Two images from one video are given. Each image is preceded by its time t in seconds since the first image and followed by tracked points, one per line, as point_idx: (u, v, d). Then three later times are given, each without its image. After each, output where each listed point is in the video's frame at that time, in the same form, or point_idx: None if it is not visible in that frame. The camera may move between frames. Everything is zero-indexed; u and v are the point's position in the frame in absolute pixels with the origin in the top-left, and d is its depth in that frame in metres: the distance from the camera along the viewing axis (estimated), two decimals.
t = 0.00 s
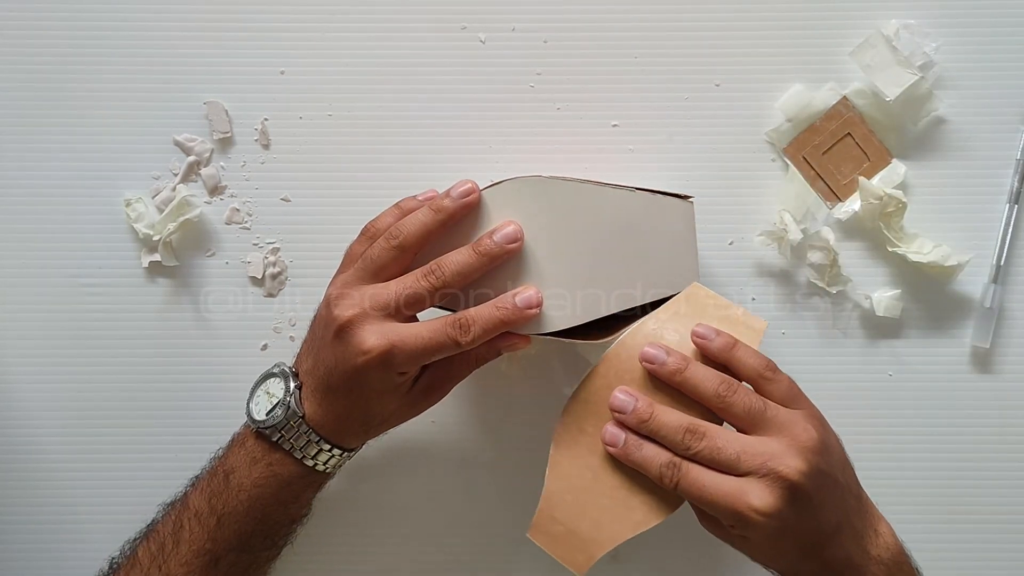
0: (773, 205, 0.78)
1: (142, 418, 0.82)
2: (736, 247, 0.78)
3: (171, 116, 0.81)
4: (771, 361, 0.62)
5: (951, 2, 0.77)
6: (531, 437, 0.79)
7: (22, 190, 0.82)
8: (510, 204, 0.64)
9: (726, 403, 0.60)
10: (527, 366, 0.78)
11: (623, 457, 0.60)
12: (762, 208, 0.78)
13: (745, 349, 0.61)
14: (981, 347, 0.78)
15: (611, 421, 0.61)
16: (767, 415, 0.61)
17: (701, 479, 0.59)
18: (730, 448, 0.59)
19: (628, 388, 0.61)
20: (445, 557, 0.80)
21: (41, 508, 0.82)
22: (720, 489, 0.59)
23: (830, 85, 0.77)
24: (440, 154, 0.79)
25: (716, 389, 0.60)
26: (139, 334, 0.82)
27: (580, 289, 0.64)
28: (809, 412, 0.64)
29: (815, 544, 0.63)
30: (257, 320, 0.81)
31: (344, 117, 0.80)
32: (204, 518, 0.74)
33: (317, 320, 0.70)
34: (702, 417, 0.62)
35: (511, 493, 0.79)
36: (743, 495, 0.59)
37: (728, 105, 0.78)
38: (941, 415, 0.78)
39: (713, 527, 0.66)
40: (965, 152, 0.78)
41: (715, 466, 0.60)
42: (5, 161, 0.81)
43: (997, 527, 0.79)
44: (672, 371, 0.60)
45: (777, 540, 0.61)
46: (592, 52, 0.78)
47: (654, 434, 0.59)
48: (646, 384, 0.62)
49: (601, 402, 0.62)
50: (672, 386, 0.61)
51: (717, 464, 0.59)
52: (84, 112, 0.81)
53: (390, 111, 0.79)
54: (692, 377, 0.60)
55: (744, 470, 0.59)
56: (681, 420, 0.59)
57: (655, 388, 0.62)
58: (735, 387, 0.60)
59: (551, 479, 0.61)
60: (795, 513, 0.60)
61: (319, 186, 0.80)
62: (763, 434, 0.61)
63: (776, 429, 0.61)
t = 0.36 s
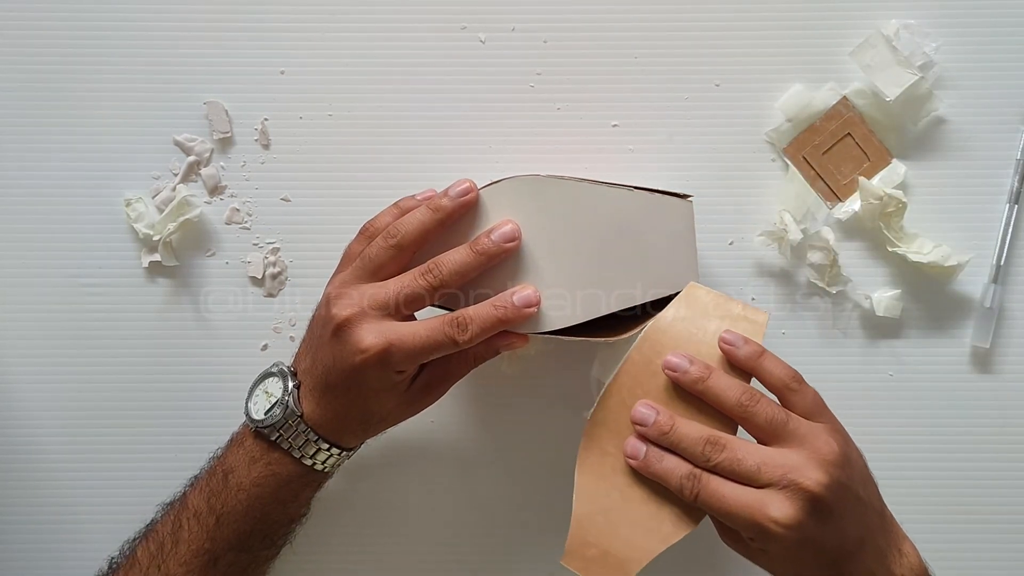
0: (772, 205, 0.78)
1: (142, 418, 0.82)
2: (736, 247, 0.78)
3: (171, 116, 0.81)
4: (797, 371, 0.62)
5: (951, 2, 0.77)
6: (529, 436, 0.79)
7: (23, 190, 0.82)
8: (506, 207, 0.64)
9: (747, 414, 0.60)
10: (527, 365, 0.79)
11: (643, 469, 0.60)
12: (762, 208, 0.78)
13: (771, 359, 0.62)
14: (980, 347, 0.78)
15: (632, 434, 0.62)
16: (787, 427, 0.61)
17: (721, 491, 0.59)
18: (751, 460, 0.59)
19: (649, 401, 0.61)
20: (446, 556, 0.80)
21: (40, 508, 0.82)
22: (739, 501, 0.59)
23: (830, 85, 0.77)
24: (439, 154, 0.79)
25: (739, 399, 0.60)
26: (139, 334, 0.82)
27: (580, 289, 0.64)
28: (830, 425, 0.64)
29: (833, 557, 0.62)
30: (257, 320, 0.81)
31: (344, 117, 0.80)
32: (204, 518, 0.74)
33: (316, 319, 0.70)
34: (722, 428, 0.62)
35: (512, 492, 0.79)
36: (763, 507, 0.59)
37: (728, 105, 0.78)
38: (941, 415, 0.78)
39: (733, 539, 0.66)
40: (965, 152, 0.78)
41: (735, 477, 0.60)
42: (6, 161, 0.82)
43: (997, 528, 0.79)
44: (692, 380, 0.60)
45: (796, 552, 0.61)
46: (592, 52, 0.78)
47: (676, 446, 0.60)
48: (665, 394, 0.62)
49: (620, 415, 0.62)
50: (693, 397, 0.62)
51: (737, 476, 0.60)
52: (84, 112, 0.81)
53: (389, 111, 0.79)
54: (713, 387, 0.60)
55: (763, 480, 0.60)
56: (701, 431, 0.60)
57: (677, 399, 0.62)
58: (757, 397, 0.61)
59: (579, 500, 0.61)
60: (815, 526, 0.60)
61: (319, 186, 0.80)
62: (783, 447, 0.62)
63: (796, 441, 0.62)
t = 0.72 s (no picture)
0: (773, 205, 0.78)
1: (142, 418, 0.82)
2: (736, 247, 0.78)
3: (171, 116, 0.81)
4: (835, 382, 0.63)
5: (951, 2, 0.77)
6: (529, 434, 0.79)
7: (23, 190, 0.82)
8: (502, 210, 0.64)
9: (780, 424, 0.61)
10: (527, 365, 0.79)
11: (673, 480, 0.61)
12: (762, 208, 0.78)
13: (810, 371, 0.63)
14: (980, 347, 0.78)
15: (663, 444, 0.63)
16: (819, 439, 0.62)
17: (752, 501, 0.59)
18: (782, 470, 0.60)
19: (679, 411, 0.63)
20: (447, 556, 0.80)
21: (40, 508, 0.82)
22: (770, 510, 0.59)
23: (830, 85, 0.77)
24: (439, 154, 0.79)
25: (771, 409, 0.61)
26: (139, 334, 0.82)
27: (580, 289, 0.64)
28: (862, 441, 0.64)
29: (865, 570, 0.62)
30: (257, 320, 0.81)
31: (344, 117, 0.80)
32: (205, 518, 0.74)
33: (316, 319, 0.70)
34: (753, 439, 0.63)
35: (513, 492, 0.79)
36: (794, 518, 0.59)
37: (728, 105, 0.78)
38: (941, 415, 0.78)
39: (764, 552, 0.67)
40: (965, 152, 0.78)
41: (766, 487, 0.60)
42: (6, 161, 0.82)
43: (996, 528, 0.79)
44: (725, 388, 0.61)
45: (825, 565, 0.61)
46: (591, 52, 0.78)
47: (706, 457, 0.61)
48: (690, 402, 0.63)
49: (648, 425, 0.63)
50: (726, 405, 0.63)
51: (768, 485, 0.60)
52: (83, 113, 0.81)
53: (389, 111, 0.79)
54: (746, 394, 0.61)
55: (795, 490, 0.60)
56: (731, 441, 0.61)
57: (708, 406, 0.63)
58: (790, 408, 0.61)
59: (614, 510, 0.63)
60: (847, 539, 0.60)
61: (318, 185, 0.80)
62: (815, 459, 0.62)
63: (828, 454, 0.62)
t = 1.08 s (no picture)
0: (772, 205, 0.78)
1: (142, 418, 0.82)
2: (736, 247, 0.78)
3: (171, 116, 0.81)
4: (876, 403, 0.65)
5: (951, 2, 0.77)
6: (529, 435, 0.79)
7: (24, 190, 0.82)
8: (499, 212, 0.64)
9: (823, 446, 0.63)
10: (527, 365, 0.79)
11: (714, 501, 0.63)
12: (762, 208, 0.78)
13: (850, 397, 0.65)
14: (980, 347, 0.78)
15: (703, 467, 0.64)
16: (864, 463, 0.63)
17: (797, 522, 0.61)
18: (827, 492, 0.61)
19: (719, 432, 0.64)
20: (447, 555, 0.80)
21: (40, 508, 0.82)
22: (816, 532, 0.61)
23: (830, 85, 0.77)
24: (439, 154, 0.79)
25: (816, 430, 0.62)
26: (140, 334, 0.82)
27: (580, 288, 0.64)
28: (903, 467, 0.66)
29: None
30: (257, 320, 0.81)
31: (344, 116, 0.80)
32: (204, 517, 0.74)
33: (315, 318, 0.70)
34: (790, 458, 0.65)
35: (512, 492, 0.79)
36: (840, 538, 0.60)
37: (728, 105, 0.78)
38: (941, 415, 0.78)
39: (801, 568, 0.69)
40: (965, 152, 0.78)
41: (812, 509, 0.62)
42: (6, 161, 0.82)
43: (997, 528, 0.79)
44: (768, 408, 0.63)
45: None
46: (591, 52, 0.78)
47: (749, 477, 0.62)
48: (724, 423, 0.65)
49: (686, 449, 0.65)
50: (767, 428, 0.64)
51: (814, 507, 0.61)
52: (84, 113, 0.81)
53: (389, 111, 0.79)
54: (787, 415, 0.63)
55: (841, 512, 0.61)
56: (774, 462, 0.62)
57: (745, 426, 0.65)
58: (835, 430, 0.63)
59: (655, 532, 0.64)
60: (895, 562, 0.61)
61: (318, 185, 0.80)
62: (860, 480, 0.63)
63: (873, 477, 0.64)
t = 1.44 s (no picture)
0: (773, 205, 0.78)
1: (142, 418, 0.82)
2: (736, 247, 0.78)
3: (170, 116, 0.81)
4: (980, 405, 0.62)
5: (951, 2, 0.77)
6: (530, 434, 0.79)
7: (23, 190, 0.82)
8: (500, 214, 0.65)
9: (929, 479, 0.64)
10: (527, 365, 0.79)
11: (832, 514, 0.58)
12: (762, 208, 0.78)
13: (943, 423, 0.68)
14: (980, 347, 0.78)
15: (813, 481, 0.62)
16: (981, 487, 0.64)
17: None
18: None
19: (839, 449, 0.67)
20: (447, 556, 0.80)
21: (41, 509, 0.82)
22: None
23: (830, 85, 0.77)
24: (439, 154, 0.79)
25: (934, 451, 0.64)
26: (140, 334, 0.82)
27: (579, 288, 0.64)
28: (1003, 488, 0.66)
29: None
30: (257, 320, 0.81)
31: (344, 116, 0.80)
32: (205, 517, 0.74)
33: (317, 319, 0.70)
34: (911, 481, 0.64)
35: (513, 492, 0.79)
36: None
37: (728, 105, 0.78)
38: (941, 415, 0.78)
39: None
40: (965, 152, 0.78)
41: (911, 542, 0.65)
42: (6, 161, 0.82)
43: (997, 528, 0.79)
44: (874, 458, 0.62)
45: None
46: (592, 52, 0.78)
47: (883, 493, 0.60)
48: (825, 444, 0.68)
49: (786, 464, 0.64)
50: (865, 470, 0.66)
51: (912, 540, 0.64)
52: (84, 113, 0.81)
53: (389, 110, 0.79)
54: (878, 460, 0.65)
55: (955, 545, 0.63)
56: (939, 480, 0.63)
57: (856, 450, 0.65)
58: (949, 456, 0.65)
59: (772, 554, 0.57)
60: None
61: (318, 185, 0.80)
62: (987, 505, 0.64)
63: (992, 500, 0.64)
